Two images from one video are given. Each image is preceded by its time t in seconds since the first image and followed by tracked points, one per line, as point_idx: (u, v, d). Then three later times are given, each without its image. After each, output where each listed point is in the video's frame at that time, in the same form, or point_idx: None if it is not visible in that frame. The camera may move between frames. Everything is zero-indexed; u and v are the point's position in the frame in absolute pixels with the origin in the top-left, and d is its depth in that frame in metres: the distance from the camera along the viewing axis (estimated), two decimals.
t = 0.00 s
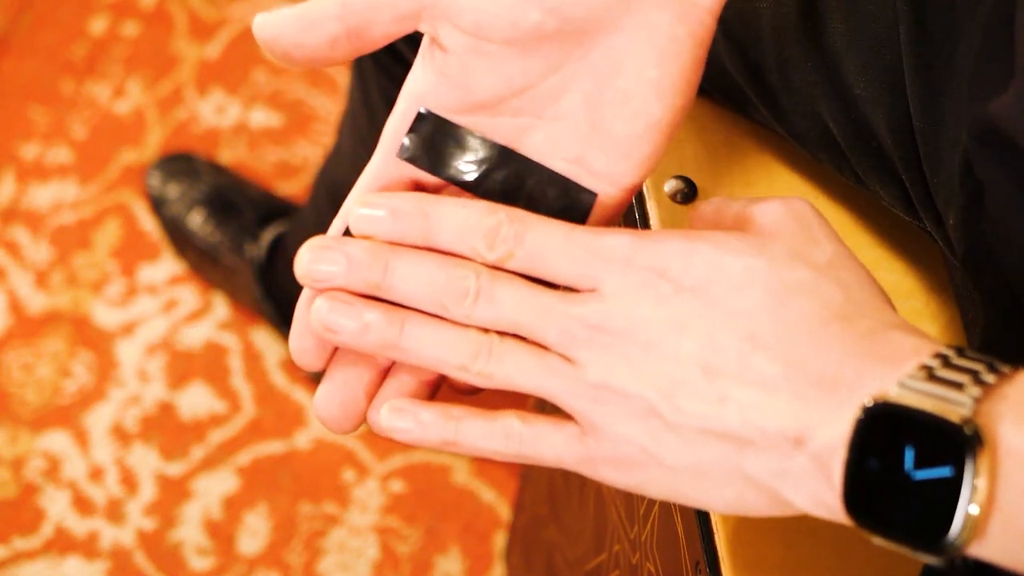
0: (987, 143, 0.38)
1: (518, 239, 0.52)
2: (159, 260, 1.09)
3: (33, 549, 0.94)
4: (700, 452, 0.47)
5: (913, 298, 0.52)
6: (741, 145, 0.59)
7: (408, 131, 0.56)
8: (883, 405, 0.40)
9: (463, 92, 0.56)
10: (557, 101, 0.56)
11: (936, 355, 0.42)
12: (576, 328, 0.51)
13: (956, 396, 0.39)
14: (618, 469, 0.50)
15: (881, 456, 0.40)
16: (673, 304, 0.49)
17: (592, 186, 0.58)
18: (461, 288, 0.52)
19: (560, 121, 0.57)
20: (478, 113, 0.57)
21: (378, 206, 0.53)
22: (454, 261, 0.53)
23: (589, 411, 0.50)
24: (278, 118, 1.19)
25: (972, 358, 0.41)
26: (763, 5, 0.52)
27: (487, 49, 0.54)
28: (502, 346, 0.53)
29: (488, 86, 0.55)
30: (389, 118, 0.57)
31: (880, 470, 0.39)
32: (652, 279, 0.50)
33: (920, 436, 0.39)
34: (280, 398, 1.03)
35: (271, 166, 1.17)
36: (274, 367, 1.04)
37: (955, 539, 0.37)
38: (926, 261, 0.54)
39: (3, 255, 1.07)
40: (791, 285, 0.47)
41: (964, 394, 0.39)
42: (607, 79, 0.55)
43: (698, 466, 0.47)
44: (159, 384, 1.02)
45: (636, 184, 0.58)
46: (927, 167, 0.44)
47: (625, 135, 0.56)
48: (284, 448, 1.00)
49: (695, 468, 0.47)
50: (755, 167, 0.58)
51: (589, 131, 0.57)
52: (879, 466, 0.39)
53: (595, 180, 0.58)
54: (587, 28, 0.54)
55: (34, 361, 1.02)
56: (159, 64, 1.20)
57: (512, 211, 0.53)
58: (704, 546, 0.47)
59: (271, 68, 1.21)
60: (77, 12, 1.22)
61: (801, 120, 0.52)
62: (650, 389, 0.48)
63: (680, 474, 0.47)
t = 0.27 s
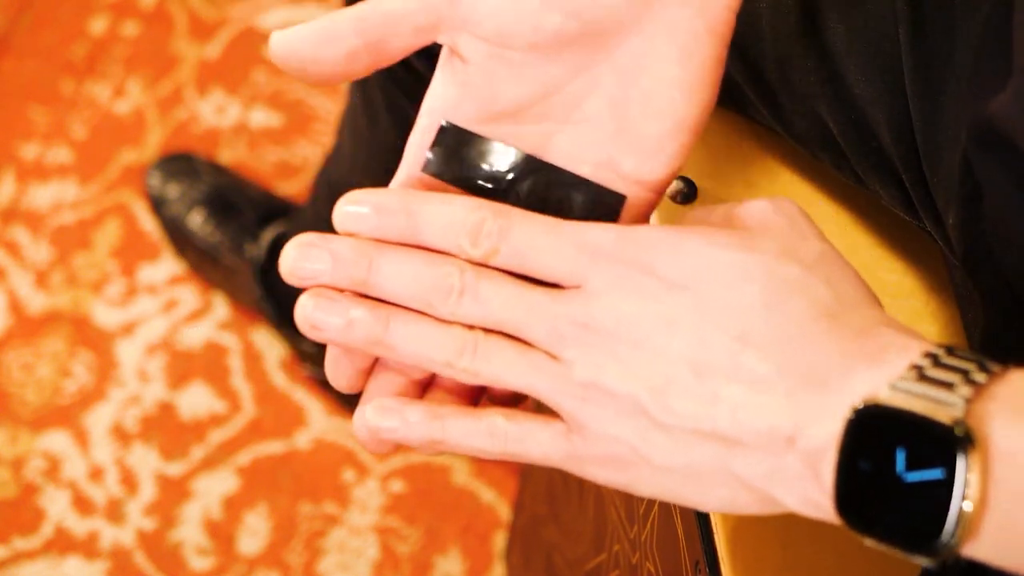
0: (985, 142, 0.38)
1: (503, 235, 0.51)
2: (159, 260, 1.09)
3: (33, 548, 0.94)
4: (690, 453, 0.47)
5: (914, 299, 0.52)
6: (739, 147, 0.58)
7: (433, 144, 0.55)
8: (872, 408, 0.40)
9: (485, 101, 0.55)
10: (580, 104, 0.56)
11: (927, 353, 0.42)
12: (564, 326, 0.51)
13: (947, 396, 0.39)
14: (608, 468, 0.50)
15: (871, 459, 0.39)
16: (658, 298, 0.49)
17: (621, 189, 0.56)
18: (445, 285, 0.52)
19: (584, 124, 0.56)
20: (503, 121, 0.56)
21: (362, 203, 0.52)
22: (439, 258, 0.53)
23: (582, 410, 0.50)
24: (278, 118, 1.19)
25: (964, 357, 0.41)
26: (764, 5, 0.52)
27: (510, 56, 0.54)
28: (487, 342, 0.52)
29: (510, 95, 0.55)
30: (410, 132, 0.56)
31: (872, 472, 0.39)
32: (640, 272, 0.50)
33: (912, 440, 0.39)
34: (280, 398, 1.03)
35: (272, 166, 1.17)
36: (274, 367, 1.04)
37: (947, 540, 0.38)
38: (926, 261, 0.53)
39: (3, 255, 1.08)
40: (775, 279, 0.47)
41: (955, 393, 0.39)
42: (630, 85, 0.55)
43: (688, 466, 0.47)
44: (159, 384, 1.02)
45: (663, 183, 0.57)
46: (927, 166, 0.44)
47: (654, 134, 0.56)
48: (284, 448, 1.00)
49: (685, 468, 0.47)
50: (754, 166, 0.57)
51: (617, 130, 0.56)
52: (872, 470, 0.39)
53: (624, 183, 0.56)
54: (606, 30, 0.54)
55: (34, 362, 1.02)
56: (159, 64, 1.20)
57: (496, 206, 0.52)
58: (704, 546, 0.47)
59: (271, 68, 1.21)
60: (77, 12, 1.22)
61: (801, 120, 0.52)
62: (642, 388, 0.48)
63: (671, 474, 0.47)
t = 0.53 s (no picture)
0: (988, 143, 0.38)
1: (512, 250, 0.52)
2: (159, 260, 1.09)
3: (33, 548, 0.94)
4: (693, 461, 0.47)
5: (915, 298, 0.52)
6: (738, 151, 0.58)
7: (419, 143, 0.56)
8: (878, 410, 0.39)
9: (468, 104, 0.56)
10: (563, 114, 0.56)
11: (931, 355, 0.42)
12: (571, 337, 0.51)
13: (950, 399, 0.39)
14: (615, 478, 0.50)
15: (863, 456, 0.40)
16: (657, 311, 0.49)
17: (597, 200, 0.57)
18: (454, 300, 0.53)
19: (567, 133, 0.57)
20: (487, 127, 0.57)
21: (374, 222, 0.54)
22: (450, 275, 0.54)
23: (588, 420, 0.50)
24: (278, 118, 1.19)
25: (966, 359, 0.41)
26: (764, 7, 0.52)
27: (492, 64, 0.55)
28: (497, 358, 0.53)
29: (492, 101, 0.55)
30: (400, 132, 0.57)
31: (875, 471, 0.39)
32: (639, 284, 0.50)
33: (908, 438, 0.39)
34: (280, 398, 1.03)
35: (272, 166, 1.17)
36: (274, 367, 1.04)
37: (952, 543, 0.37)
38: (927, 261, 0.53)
39: (3, 255, 1.08)
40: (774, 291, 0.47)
41: (959, 396, 0.39)
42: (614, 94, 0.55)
43: (692, 475, 0.47)
44: (159, 384, 1.02)
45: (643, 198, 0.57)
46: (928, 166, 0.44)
47: (630, 148, 0.56)
48: (284, 448, 1.00)
49: (690, 477, 0.47)
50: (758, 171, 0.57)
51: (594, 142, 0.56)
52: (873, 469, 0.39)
53: (601, 194, 0.57)
54: (591, 40, 0.54)
55: (34, 362, 1.02)
56: (159, 64, 1.20)
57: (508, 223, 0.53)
58: (704, 546, 0.47)
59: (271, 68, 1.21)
60: (77, 12, 1.22)
61: (802, 120, 0.52)
62: (647, 400, 0.48)
63: (678, 482, 0.47)
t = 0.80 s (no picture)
0: (987, 143, 0.38)
1: (542, 319, 0.50)
2: (159, 260, 1.09)
3: (33, 548, 0.94)
4: (729, 537, 0.44)
5: (916, 299, 0.51)
6: (734, 146, 0.56)
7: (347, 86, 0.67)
8: (936, 475, 0.39)
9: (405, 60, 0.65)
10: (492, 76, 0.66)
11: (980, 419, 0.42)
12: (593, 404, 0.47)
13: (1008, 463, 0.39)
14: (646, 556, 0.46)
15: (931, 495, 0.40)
16: (677, 355, 0.46)
17: (514, 156, 0.68)
18: (494, 356, 0.51)
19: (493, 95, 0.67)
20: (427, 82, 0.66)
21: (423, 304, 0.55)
22: (489, 351, 0.51)
23: (624, 483, 0.46)
24: (278, 118, 1.18)
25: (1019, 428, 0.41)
26: (762, 6, 0.50)
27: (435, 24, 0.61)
28: (519, 369, 0.50)
29: (430, 57, 0.64)
30: (326, 72, 0.68)
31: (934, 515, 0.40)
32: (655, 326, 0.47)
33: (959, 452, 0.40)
34: (279, 398, 1.02)
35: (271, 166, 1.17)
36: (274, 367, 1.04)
37: None
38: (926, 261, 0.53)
39: (3, 255, 1.08)
40: (804, 323, 0.46)
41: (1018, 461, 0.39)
42: (543, 64, 0.64)
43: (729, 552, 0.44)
44: (159, 384, 1.02)
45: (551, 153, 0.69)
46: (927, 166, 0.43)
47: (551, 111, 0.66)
48: (284, 448, 1.00)
49: (725, 554, 0.44)
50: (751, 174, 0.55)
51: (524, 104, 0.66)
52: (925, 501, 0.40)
53: (519, 151, 0.68)
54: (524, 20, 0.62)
55: (34, 362, 1.02)
56: (159, 64, 1.20)
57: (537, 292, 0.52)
58: None
59: (271, 68, 1.21)
60: (77, 12, 1.22)
61: (801, 121, 0.51)
62: (694, 458, 0.44)
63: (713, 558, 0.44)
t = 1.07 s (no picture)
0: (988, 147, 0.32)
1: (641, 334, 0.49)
2: (159, 260, 1.09)
3: (33, 549, 0.94)
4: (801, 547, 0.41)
5: (916, 301, 0.48)
6: (731, 139, 0.53)
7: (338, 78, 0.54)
8: None
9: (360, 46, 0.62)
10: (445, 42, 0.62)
11: None
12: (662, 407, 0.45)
13: None
14: None
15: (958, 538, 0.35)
16: (699, 366, 0.44)
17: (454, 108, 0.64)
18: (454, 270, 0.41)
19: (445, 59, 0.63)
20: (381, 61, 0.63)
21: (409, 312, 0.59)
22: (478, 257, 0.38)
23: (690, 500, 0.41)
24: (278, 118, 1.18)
25: None
26: (764, 5, 0.47)
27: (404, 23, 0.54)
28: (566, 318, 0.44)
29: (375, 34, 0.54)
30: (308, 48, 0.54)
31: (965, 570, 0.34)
32: (679, 336, 0.45)
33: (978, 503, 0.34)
34: (279, 398, 1.03)
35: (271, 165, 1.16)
36: (274, 367, 1.04)
37: None
38: (926, 264, 0.50)
39: (3, 255, 1.07)
40: (825, 350, 0.45)
41: None
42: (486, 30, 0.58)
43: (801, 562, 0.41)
44: (159, 384, 1.02)
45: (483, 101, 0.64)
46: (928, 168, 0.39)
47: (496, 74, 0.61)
48: (284, 448, 1.00)
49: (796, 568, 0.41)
50: (748, 170, 0.51)
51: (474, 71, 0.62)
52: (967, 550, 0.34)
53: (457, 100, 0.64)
54: None
55: (35, 361, 1.02)
56: (159, 64, 1.21)
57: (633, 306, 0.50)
58: None
59: (271, 68, 1.21)
60: (77, 13, 1.23)
61: (803, 121, 0.47)
62: (761, 462, 0.42)
63: None
